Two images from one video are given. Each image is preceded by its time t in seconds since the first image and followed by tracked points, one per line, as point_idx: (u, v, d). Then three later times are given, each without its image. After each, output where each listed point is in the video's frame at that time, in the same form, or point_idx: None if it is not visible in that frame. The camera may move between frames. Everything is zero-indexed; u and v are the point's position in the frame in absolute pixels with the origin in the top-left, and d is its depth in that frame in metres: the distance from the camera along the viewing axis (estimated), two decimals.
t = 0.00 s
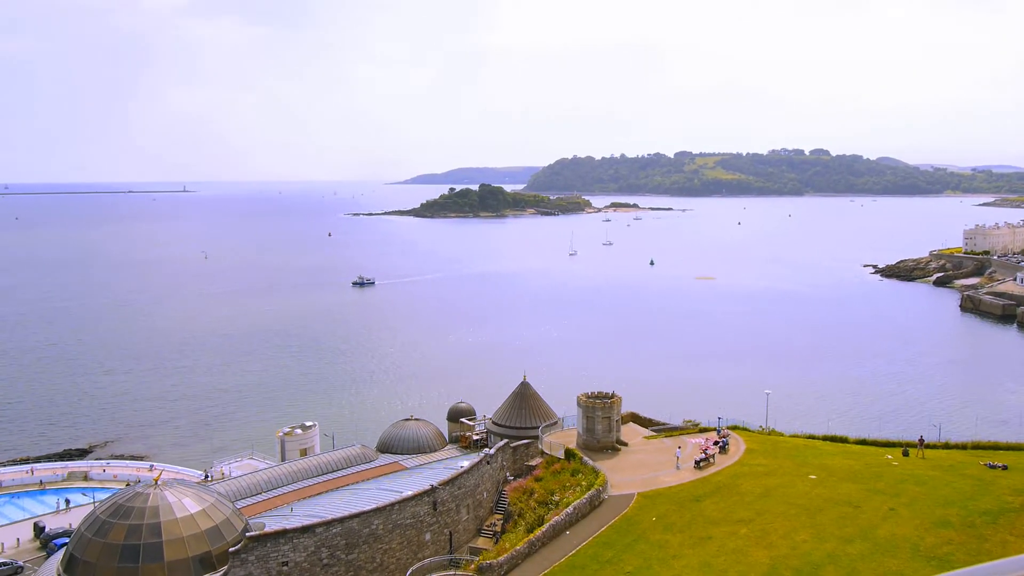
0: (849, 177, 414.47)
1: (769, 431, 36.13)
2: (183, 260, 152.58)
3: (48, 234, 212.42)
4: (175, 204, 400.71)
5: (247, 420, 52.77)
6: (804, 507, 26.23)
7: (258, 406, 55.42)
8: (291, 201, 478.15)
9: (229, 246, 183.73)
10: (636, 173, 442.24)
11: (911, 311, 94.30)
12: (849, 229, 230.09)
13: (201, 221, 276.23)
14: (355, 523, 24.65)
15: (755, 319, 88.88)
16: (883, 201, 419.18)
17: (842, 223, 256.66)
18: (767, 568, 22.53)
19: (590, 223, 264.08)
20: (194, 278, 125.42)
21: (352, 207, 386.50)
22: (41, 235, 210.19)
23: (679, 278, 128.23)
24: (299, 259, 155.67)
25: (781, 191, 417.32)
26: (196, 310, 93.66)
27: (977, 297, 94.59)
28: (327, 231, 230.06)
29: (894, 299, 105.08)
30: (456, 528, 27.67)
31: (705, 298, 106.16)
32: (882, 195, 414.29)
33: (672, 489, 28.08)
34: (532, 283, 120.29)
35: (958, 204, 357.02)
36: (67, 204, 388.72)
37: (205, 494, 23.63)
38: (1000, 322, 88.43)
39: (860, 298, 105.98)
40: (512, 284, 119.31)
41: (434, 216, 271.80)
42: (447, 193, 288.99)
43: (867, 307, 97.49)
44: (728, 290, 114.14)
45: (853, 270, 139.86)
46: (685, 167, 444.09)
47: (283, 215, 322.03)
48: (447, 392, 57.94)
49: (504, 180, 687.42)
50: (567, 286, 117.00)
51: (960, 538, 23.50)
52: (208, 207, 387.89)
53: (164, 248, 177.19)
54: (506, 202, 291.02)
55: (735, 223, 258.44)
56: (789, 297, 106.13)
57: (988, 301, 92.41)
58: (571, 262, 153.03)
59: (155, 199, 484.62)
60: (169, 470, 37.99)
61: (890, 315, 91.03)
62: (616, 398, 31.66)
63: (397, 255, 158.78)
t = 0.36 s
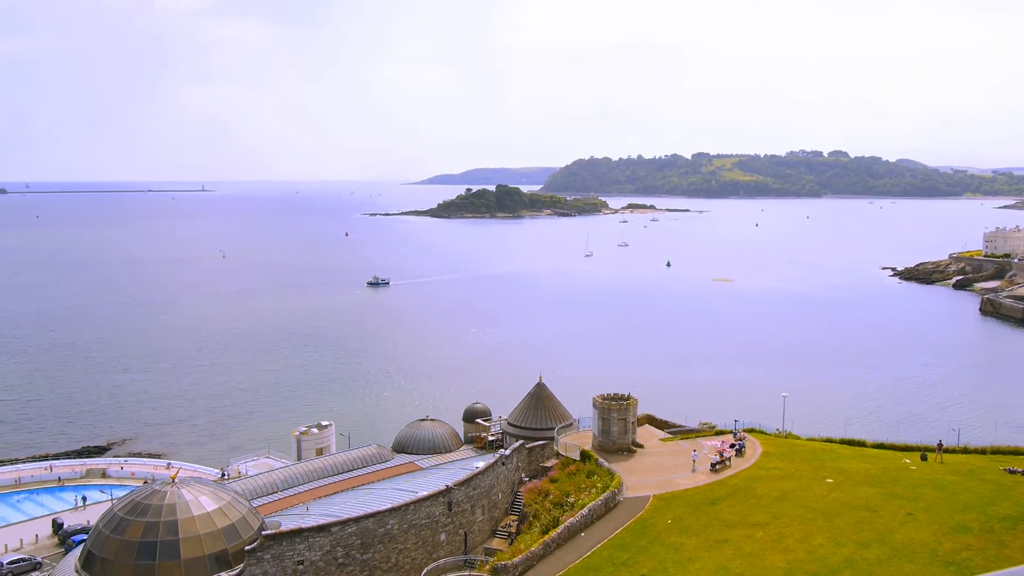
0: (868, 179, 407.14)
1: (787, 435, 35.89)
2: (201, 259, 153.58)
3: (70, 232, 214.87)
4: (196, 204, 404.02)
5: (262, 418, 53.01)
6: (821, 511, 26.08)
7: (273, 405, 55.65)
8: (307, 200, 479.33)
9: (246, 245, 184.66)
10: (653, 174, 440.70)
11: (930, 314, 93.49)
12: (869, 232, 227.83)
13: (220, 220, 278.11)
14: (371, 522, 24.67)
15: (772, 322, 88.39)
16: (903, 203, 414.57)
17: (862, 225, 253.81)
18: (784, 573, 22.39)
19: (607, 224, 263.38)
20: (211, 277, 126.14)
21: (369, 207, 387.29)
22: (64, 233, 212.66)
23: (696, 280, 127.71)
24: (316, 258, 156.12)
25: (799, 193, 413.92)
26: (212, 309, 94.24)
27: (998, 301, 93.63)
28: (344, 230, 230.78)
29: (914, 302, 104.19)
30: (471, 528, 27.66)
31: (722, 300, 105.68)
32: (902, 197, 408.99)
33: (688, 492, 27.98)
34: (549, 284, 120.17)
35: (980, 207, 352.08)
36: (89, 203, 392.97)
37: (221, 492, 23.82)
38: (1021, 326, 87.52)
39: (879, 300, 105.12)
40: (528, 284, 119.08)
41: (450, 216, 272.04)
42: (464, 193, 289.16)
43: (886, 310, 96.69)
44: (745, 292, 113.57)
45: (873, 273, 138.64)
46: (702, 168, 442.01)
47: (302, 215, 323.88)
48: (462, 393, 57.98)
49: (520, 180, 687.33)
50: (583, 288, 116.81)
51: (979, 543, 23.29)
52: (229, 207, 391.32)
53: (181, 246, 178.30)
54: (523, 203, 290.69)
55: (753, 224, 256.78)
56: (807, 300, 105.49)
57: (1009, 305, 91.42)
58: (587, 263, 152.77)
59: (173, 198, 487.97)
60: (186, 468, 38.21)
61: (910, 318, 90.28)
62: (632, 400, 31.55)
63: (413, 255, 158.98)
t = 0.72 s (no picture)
0: (887, 181, 403.92)
1: (803, 437, 35.69)
2: (218, 258, 154.53)
3: (90, 231, 217.07)
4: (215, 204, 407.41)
5: (277, 417, 53.25)
6: (837, 515, 25.91)
7: (288, 405, 55.89)
8: (324, 200, 480.80)
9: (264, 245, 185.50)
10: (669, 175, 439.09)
11: (949, 317, 92.64)
12: (889, 234, 225.64)
13: (238, 220, 279.61)
14: (385, 522, 24.74)
15: (788, 324, 87.85)
16: (921, 206, 410.45)
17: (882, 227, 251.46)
18: None
19: (623, 224, 262.62)
20: (227, 276, 126.82)
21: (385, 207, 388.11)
22: (84, 232, 214.84)
23: (713, 281, 127.10)
24: (332, 258, 156.55)
25: (816, 195, 410.79)
26: (228, 308, 94.82)
27: (1018, 304, 92.73)
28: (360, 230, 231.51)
29: (933, 305, 103.25)
30: (485, 529, 27.68)
31: (738, 301, 105.14)
32: (921, 199, 404.94)
33: (703, 494, 27.88)
34: (565, 285, 120.00)
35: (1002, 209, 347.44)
36: (111, 203, 397.06)
37: (237, 491, 23.91)
38: None
39: (898, 303, 104.27)
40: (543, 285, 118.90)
41: (466, 217, 272.32)
42: (480, 194, 289.32)
43: (904, 313, 95.92)
44: (763, 294, 112.79)
45: (891, 275, 137.47)
46: (719, 169, 439.71)
47: (320, 215, 325.21)
48: (476, 393, 58.02)
49: (537, 181, 687.08)
50: (599, 289, 116.58)
51: (998, 549, 23.08)
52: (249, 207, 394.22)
53: (198, 246, 179.45)
54: (539, 203, 290.44)
55: (770, 226, 255.57)
56: (824, 302, 104.78)
57: None
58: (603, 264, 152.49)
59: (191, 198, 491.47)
60: (202, 466, 38.46)
61: (929, 321, 89.48)
62: (647, 401, 31.49)
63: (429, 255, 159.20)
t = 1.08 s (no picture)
0: (908, 179, 399.64)
1: (823, 438, 35.48)
2: (238, 258, 155.53)
3: (113, 231, 219.42)
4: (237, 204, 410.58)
5: (296, 416, 53.57)
6: (858, 516, 25.73)
7: (306, 404, 56.23)
8: (342, 200, 482.21)
9: (284, 245, 186.34)
10: (688, 174, 436.90)
11: (972, 317, 91.64)
12: (912, 233, 223.09)
13: (258, 220, 281.21)
14: (404, 520, 24.78)
15: (808, 324, 87.15)
16: (944, 205, 404.99)
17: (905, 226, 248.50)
18: None
19: (642, 224, 261.50)
20: (246, 276, 127.61)
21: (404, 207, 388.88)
22: (107, 232, 217.30)
23: (732, 281, 126.40)
24: (351, 258, 157.08)
25: (837, 194, 406.57)
26: (247, 308, 95.53)
27: None
28: (379, 230, 231.96)
29: (956, 304, 102.13)
30: (503, 528, 27.69)
31: (757, 301, 104.51)
32: (943, 197, 399.76)
33: (722, 494, 27.79)
34: (583, 285, 119.82)
35: None
36: (134, 203, 401.17)
37: (257, 489, 24.31)
38: None
39: (920, 303, 103.24)
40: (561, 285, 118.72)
41: (484, 217, 272.55)
42: (498, 193, 289.31)
43: (926, 313, 94.96)
44: (783, 294, 111.92)
45: (913, 275, 136.04)
46: (737, 168, 436.87)
47: (340, 215, 326.42)
48: (493, 393, 58.11)
49: (556, 180, 687.34)
50: (618, 289, 116.25)
51: (1021, 552, 22.85)
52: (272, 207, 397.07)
53: (219, 246, 180.69)
54: (557, 202, 290.02)
55: (789, 225, 254.13)
56: (844, 302, 103.94)
57: None
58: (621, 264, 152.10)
59: (212, 198, 495.15)
60: (222, 465, 38.75)
61: (951, 321, 88.60)
62: (666, 401, 31.42)
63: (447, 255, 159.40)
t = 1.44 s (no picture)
0: (931, 178, 395.09)
1: (844, 439, 35.22)
2: (259, 258, 156.46)
3: (137, 231, 221.95)
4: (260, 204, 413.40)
5: (314, 415, 53.87)
6: (880, 517, 25.53)
7: (325, 402, 56.55)
8: (361, 200, 483.70)
9: (304, 245, 187.11)
10: (708, 173, 434.80)
11: (997, 317, 90.60)
12: (936, 232, 220.46)
13: (280, 220, 282.78)
14: (423, 519, 24.86)
15: (830, 324, 86.39)
16: (969, 203, 399.72)
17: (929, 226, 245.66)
18: None
19: (661, 224, 260.52)
20: (266, 276, 128.49)
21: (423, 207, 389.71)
22: (132, 232, 219.82)
23: (753, 281, 125.69)
24: (371, 258, 157.67)
25: (858, 192, 402.01)
26: (266, 307, 96.20)
27: None
28: (398, 230, 232.44)
29: (980, 305, 101.00)
30: (522, 528, 27.71)
31: (777, 301, 103.91)
32: (967, 197, 394.73)
33: (742, 495, 27.68)
34: (602, 284, 119.64)
35: None
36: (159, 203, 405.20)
37: (278, 488, 24.52)
38: None
39: (943, 303, 102.19)
40: (580, 285, 118.57)
41: (503, 216, 272.87)
42: (517, 193, 289.35)
43: (949, 313, 94.00)
44: (805, 294, 110.93)
45: (936, 275, 134.61)
46: (758, 167, 433.91)
47: (361, 215, 327.96)
48: (511, 392, 58.18)
49: (575, 180, 686.82)
50: (637, 288, 115.99)
51: None
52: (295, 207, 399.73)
53: (239, 246, 182.06)
54: (577, 202, 289.44)
55: (810, 225, 252.45)
56: (866, 302, 103.11)
57: None
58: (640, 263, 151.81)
59: (233, 198, 498.44)
60: (243, 463, 39.00)
61: (975, 322, 87.60)
62: (685, 401, 31.32)
63: (466, 255, 159.61)
